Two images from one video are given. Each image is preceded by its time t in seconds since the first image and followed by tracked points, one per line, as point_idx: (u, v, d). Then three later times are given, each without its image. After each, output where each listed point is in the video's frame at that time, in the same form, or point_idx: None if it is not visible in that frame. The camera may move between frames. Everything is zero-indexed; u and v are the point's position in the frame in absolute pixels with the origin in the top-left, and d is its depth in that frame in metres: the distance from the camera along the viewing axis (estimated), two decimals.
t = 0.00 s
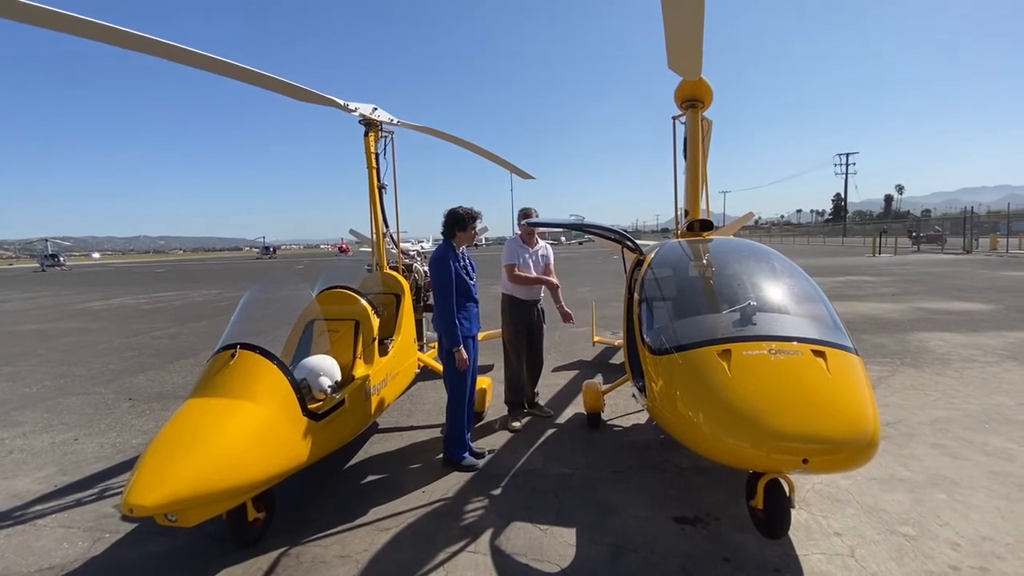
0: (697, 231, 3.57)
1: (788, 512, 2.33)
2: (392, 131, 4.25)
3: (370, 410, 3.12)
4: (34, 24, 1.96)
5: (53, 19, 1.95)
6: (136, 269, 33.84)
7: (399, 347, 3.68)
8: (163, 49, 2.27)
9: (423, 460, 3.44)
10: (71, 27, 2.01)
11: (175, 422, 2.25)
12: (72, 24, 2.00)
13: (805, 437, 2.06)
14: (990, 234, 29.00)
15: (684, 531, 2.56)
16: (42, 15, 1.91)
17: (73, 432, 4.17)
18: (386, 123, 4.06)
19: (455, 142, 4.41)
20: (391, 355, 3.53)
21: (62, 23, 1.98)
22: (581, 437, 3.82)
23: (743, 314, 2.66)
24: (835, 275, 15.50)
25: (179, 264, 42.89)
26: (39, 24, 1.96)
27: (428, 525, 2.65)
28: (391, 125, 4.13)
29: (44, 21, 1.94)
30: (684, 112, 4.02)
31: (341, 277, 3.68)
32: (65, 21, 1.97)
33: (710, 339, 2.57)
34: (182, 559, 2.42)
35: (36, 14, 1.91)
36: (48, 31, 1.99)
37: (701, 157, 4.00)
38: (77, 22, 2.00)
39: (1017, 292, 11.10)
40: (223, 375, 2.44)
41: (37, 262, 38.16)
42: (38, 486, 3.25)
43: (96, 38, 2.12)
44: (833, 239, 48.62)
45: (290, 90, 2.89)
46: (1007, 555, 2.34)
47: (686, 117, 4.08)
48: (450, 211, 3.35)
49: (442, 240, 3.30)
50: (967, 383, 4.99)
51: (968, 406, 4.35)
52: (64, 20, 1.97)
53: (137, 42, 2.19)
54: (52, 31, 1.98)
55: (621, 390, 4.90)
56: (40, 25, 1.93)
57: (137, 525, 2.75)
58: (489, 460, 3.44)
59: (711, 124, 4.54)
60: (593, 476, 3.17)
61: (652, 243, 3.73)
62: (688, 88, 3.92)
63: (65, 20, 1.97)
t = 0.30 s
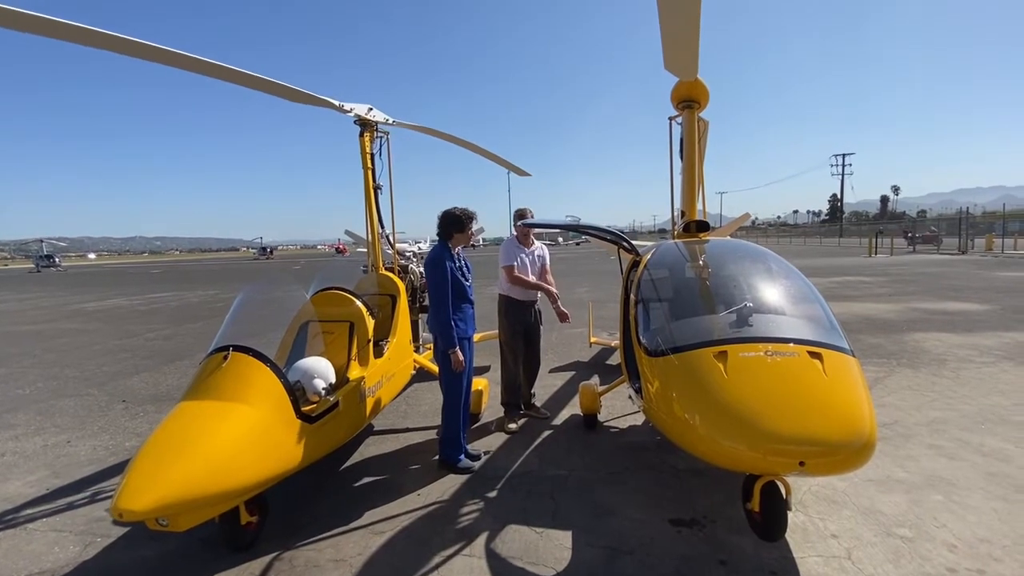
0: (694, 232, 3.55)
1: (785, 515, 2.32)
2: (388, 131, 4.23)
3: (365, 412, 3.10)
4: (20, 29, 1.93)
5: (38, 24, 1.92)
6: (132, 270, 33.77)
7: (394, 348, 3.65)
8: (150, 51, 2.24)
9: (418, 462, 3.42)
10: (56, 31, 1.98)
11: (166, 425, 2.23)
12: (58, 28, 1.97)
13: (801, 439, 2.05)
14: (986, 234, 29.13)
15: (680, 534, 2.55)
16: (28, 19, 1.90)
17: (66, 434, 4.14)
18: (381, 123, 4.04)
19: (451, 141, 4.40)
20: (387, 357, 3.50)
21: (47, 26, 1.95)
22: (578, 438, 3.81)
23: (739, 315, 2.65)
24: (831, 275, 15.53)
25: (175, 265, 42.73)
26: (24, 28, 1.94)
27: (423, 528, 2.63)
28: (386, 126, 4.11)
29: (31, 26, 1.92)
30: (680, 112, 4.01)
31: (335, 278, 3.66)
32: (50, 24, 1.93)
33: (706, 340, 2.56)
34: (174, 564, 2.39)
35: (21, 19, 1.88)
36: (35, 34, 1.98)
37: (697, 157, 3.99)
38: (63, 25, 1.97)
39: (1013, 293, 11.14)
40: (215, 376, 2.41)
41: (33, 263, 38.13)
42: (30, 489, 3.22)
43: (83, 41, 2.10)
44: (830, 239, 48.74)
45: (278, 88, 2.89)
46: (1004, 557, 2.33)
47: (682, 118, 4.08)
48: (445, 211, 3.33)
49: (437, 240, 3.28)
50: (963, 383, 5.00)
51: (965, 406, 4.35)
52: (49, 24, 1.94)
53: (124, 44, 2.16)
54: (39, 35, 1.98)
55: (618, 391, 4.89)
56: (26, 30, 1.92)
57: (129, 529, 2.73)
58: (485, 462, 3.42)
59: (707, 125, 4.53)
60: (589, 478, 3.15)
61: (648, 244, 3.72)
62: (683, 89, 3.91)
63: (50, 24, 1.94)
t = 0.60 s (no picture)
0: (689, 233, 3.53)
1: (781, 519, 2.29)
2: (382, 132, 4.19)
3: (358, 415, 3.06)
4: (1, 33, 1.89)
5: (18, 28, 1.88)
6: (126, 271, 33.61)
7: (388, 350, 3.62)
8: (136, 53, 2.20)
9: (412, 465, 3.39)
10: (37, 35, 1.93)
11: (154, 430, 2.19)
12: (40, 32, 1.93)
13: (798, 443, 2.03)
14: (980, 236, 29.27)
15: (676, 538, 2.52)
16: (9, 24, 1.86)
17: (55, 438, 4.08)
18: (375, 123, 4.00)
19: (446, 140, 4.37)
20: (380, 359, 3.47)
21: (27, 31, 1.90)
22: (573, 441, 3.78)
23: (736, 317, 2.63)
24: (827, 276, 15.56)
25: (171, 265, 42.52)
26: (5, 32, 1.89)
27: (416, 533, 2.60)
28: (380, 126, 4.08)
29: (11, 30, 1.88)
30: (676, 113, 3.99)
31: (329, 279, 3.63)
32: (30, 28, 1.89)
33: (702, 343, 2.54)
34: (162, 571, 2.35)
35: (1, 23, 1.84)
36: (20, 41, 1.94)
37: (693, 158, 3.97)
38: (45, 29, 1.93)
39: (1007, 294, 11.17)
40: (204, 380, 2.37)
41: (26, 264, 37.91)
42: (17, 494, 3.17)
43: (67, 45, 2.06)
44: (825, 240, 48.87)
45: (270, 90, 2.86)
46: (1001, 561, 2.32)
47: (678, 119, 4.06)
48: (440, 213, 3.30)
49: (431, 242, 3.25)
50: (959, 385, 4.99)
51: (961, 408, 4.35)
52: (31, 29, 1.90)
53: (108, 46, 2.12)
54: (25, 43, 1.94)
55: (614, 393, 4.86)
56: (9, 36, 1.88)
57: (117, 535, 2.69)
58: (479, 465, 3.39)
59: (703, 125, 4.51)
60: (584, 481, 3.13)
61: (644, 246, 3.69)
62: (679, 90, 3.89)
63: (32, 28, 1.89)
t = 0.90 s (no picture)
0: (686, 234, 3.50)
1: (779, 524, 2.25)
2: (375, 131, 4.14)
3: (348, 418, 3.01)
4: None
5: None
6: (120, 272, 33.42)
7: (381, 352, 3.56)
8: (118, 52, 2.14)
9: (405, 470, 3.33)
10: (13, 35, 1.87)
11: (137, 434, 2.13)
12: (17, 33, 1.87)
13: (796, 447, 1.99)
14: (974, 237, 29.41)
15: (671, 543, 2.48)
16: None
17: (41, 441, 4.01)
18: (368, 122, 3.95)
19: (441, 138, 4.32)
20: (373, 361, 3.42)
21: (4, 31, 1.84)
22: (568, 444, 3.73)
23: (732, 318, 2.59)
24: (823, 277, 15.59)
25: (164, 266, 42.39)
26: None
27: (407, 539, 2.55)
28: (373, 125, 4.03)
29: None
30: (672, 112, 3.96)
31: (320, 280, 3.58)
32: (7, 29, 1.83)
33: (698, 344, 2.50)
34: None
35: None
36: None
37: (689, 158, 3.94)
38: (21, 30, 1.87)
39: (1002, 295, 11.21)
40: (190, 383, 2.32)
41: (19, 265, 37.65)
42: None
43: (46, 45, 2.00)
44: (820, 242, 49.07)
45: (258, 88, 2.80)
46: (1001, 566, 2.28)
47: (674, 118, 4.03)
48: (434, 213, 3.26)
49: (424, 241, 3.21)
50: (955, 386, 4.98)
51: (957, 409, 4.33)
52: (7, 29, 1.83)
53: (90, 45, 2.06)
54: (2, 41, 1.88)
55: (609, 394, 4.82)
56: None
57: (100, 542, 2.62)
58: (472, 469, 3.34)
59: (699, 125, 4.48)
60: (579, 485, 3.08)
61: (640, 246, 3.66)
62: (675, 89, 3.87)
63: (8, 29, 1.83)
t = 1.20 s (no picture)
0: (681, 235, 3.47)
1: (775, 530, 2.22)
2: (367, 130, 4.10)
3: (338, 422, 2.96)
4: None
5: None
6: (114, 272, 33.22)
7: (372, 355, 3.51)
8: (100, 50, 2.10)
9: (396, 474, 3.29)
10: None
11: (118, 439, 2.08)
12: None
13: (791, 452, 1.96)
14: (968, 239, 29.55)
15: (666, 550, 2.44)
16: None
17: (27, 445, 3.95)
18: (360, 122, 3.91)
19: (435, 136, 4.27)
20: (364, 364, 3.37)
21: None
22: (562, 447, 3.69)
23: (727, 321, 2.56)
24: (818, 279, 15.60)
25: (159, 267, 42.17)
26: None
27: (397, 546, 2.50)
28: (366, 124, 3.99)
29: None
30: (667, 113, 3.93)
31: (311, 281, 3.54)
32: None
33: (693, 348, 2.46)
34: None
35: None
36: None
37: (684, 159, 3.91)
38: None
39: (996, 297, 11.23)
40: (174, 387, 2.27)
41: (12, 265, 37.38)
42: None
43: (26, 42, 1.95)
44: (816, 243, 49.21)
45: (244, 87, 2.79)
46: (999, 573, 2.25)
47: (669, 119, 4.00)
48: (426, 213, 3.22)
49: (416, 242, 3.16)
50: (951, 388, 4.96)
51: (953, 412, 4.31)
52: None
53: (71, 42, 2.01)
54: None
55: (604, 397, 4.78)
56: None
57: (84, 549, 2.57)
58: (465, 473, 3.29)
59: (695, 126, 4.45)
60: (573, 490, 3.04)
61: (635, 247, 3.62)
62: (670, 90, 3.84)
63: None
